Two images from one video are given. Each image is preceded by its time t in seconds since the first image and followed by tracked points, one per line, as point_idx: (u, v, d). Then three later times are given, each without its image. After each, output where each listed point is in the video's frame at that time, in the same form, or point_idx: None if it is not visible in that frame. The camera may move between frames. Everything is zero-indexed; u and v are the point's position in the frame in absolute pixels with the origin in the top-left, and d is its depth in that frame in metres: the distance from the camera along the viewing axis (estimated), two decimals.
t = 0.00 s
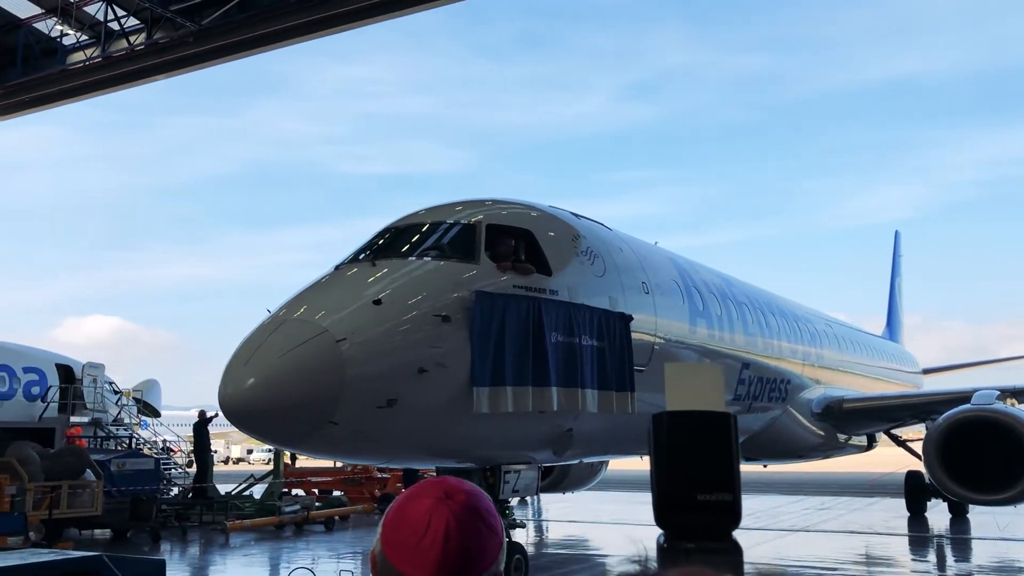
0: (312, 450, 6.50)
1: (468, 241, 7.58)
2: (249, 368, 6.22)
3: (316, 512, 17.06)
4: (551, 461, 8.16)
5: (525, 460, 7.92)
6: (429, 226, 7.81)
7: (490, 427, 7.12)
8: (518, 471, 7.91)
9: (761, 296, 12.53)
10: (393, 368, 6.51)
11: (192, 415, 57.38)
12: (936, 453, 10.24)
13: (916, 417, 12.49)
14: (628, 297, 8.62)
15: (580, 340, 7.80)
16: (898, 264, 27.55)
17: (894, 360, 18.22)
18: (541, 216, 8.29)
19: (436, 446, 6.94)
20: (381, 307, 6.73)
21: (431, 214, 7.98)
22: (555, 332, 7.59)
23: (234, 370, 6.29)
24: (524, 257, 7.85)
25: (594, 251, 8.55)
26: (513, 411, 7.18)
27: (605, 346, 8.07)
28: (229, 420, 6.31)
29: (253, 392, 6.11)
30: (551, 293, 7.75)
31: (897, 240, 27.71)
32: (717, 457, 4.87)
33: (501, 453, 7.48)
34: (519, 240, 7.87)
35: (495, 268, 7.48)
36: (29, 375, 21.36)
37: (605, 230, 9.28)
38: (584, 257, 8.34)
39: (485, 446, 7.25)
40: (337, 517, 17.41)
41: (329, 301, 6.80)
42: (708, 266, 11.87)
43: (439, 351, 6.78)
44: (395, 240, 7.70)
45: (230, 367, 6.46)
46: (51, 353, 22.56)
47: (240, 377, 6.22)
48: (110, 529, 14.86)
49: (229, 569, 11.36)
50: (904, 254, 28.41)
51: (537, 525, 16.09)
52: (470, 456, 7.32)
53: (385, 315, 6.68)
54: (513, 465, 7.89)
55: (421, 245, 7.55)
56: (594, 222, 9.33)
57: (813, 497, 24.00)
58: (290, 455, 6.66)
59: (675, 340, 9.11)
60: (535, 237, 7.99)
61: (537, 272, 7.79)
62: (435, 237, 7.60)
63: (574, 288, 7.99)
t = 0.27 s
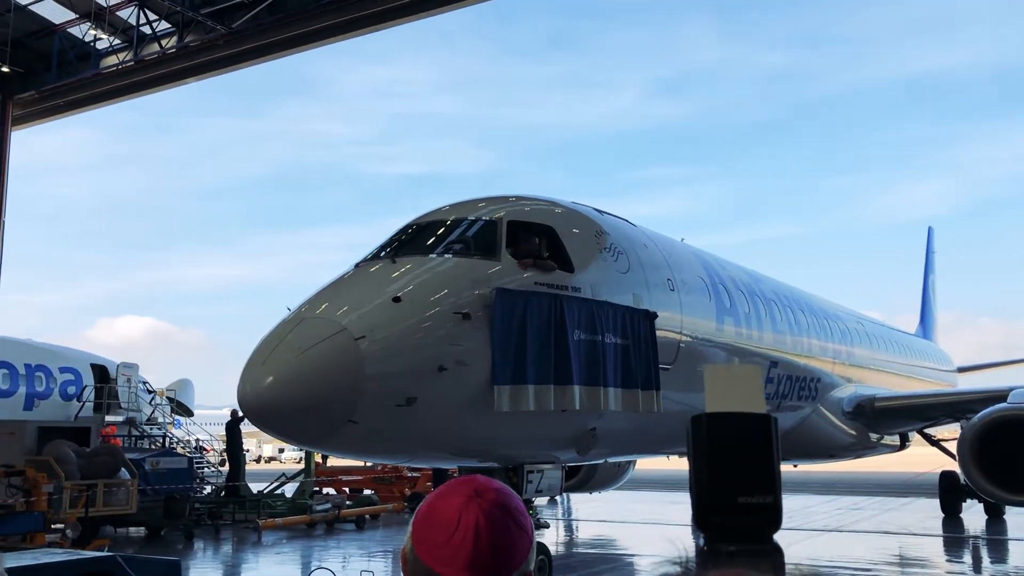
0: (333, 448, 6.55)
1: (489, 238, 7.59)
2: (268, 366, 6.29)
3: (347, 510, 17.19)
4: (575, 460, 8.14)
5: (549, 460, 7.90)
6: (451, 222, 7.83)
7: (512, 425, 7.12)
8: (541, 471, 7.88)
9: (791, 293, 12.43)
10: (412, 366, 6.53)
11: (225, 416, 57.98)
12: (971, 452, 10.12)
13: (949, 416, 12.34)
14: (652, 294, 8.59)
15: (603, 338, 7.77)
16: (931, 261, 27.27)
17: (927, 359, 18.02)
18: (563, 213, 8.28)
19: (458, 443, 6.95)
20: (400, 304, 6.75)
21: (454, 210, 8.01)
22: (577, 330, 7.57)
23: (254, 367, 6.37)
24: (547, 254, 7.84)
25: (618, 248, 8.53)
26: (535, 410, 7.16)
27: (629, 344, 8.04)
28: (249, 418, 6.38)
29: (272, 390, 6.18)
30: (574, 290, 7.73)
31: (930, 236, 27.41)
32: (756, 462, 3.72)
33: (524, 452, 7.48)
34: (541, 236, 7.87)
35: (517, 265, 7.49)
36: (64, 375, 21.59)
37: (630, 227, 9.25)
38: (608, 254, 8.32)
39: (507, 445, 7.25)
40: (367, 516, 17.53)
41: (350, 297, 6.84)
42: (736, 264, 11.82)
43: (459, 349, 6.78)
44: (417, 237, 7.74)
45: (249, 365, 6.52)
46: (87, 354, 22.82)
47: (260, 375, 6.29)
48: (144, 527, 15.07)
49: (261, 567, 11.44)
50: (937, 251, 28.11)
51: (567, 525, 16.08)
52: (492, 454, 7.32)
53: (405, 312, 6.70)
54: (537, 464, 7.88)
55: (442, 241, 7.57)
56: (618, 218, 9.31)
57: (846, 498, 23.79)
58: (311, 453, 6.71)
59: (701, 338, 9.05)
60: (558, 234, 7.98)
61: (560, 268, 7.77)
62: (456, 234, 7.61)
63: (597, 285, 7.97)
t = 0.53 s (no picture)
0: (346, 447, 6.58)
1: (504, 235, 7.60)
2: (280, 365, 6.33)
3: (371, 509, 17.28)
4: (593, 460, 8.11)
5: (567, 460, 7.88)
6: (466, 219, 7.85)
7: (528, 424, 7.11)
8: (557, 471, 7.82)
9: (813, 290, 12.35)
10: (426, 364, 6.54)
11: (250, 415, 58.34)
12: (999, 452, 10.01)
13: (976, 415, 12.20)
14: (671, 291, 8.56)
15: (620, 335, 7.74)
16: (958, 258, 27.00)
17: (954, 357, 17.84)
18: (579, 210, 8.28)
19: (473, 442, 6.95)
20: (413, 302, 6.77)
21: (469, 207, 8.02)
22: (593, 328, 7.55)
23: (267, 365, 6.42)
24: (562, 251, 7.84)
25: (636, 245, 8.50)
26: (551, 409, 7.14)
27: (648, 342, 8.00)
28: (262, 417, 6.41)
29: (284, 388, 6.22)
30: (590, 288, 7.71)
31: (956, 233, 27.15)
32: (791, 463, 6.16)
33: (542, 451, 7.45)
34: (557, 234, 7.88)
35: (532, 262, 7.48)
36: (92, 375, 21.83)
37: (649, 224, 9.22)
38: (625, 251, 8.30)
39: (524, 444, 7.24)
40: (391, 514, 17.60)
41: (363, 295, 6.87)
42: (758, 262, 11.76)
43: (473, 347, 6.79)
44: (432, 234, 7.76)
45: (262, 363, 6.56)
46: (114, 355, 23.03)
47: (272, 373, 6.34)
48: (171, 525, 15.23)
49: (285, 566, 11.50)
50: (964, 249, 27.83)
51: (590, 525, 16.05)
52: (509, 454, 7.31)
53: (418, 310, 6.72)
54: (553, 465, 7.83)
55: (457, 239, 7.59)
56: (637, 215, 9.29)
57: (873, 498, 23.60)
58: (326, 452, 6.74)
59: (721, 336, 9.01)
60: (574, 230, 7.98)
61: (576, 265, 7.76)
62: (470, 231, 7.63)
63: (614, 283, 7.95)
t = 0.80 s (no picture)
0: (353, 446, 6.59)
1: (514, 232, 7.60)
2: (285, 364, 6.35)
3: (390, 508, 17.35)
4: (607, 460, 8.08)
5: (579, 461, 7.86)
6: (475, 217, 7.86)
7: (538, 424, 7.09)
8: (569, 471, 7.69)
9: (830, 288, 12.28)
10: (433, 363, 6.54)
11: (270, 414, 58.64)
12: (1020, 453, 9.91)
13: (998, 414, 12.08)
14: (684, 289, 8.54)
15: (631, 334, 7.72)
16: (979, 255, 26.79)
17: (976, 356, 17.70)
18: (589, 207, 8.27)
19: (482, 442, 6.94)
20: (420, 301, 6.78)
21: (478, 205, 8.03)
22: (604, 326, 7.54)
23: (272, 364, 6.44)
24: (572, 249, 7.84)
25: (648, 242, 8.48)
26: (562, 408, 7.13)
27: (661, 340, 7.97)
28: (268, 416, 6.43)
29: (290, 387, 6.23)
30: (601, 285, 7.70)
31: (977, 231, 26.93)
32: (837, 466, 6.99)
33: (554, 451, 7.44)
34: (567, 232, 7.89)
35: (542, 260, 7.48)
36: (113, 375, 22.00)
37: (662, 221, 9.21)
38: (637, 249, 8.29)
39: (535, 444, 7.22)
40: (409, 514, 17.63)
41: (371, 294, 6.89)
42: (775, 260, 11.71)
43: (482, 346, 6.78)
44: (441, 232, 7.77)
45: (268, 362, 6.59)
46: (135, 355, 23.19)
47: (277, 372, 6.35)
48: (190, 524, 15.35)
49: (304, 565, 11.54)
50: (985, 246, 27.60)
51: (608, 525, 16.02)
52: (520, 454, 7.30)
53: (425, 309, 6.73)
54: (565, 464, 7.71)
55: (467, 237, 7.60)
56: (650, 213, 9.26)
57: (893, 498, 23.45)
58: (334, 452, 6.74)
59: (736, 334, 8.98)
60: (585, 228, 7.98)
61: (586, 263, 7.76)
62: (480, 229, 7.64)
63: (626, 281, 7.94)
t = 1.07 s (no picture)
0: (361, 445, 6.63)
1: (524, 230, 7.63)
2: (292, 363, 6.40)
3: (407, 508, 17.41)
4: (619, 460, 8.09)
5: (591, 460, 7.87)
6: (484, 215, 7.88)
7: (548, 423, 7.11)
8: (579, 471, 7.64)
9: (846, 286, 12.24)
10: (440, 362, 6.58)
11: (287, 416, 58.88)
12: None
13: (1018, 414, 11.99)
14: (696, 287, 8.54)
15: (642, 332, 7.72)
16: (999, 253, 26.59)
17: (995, 354, 17.60)
18: (599, 204, 8.27)
19: (491, 441, 6.98)
20: (428, 299, 6.81)
21: (488, 202, 8.04)
22: (615, 325, 7.55)
23: (280, 363, 6.49)
24: (583, 246, 7.86)
25: (659, 240, 8.49)
26: (572, 407, 7.14)
27: (673, 339, 7.97)
28: (275, 415, 6.49)
29: (296, 386, 6.29)
30: (612, 283, 7.71)
31: (997, 229, 26.75)
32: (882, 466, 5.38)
33: (565, 451, 7.45)
34: (577, 229, 7.90)
35: (552, 258, 7.50)
36: (132, 375, 22.16)
37: (675, 219, 9.20)
38: (648, 246, 8.29)
39: (545, 443, 7.24)
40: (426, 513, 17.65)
41: (379, 292, 6.92)
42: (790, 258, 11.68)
43: (490, 345, 6.81)
44: (450, 231, 7.80)
45: (275, 360, 6.64)
46: (154, 355, 23.35)
47: (285, 371, 6.40)
48: (210, 523, 15.40)
49: (322, 564, 11.58)
50: (1005, 244, 27.40)
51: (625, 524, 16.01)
52: (530, 453, 7.32)
53: (433, 307, 6.77)
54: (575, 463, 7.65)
55: (476, 233, 7.63)
56: (662, 210, 9.26)
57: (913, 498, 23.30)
58: (342, 451, 6.79)
59: (750, 333, 8.97)
60: (596, 225, 7.99)
61: (596, 261, 7.77)
62: (489, 226, 7.67)
63: (637, 279, 7.94)
